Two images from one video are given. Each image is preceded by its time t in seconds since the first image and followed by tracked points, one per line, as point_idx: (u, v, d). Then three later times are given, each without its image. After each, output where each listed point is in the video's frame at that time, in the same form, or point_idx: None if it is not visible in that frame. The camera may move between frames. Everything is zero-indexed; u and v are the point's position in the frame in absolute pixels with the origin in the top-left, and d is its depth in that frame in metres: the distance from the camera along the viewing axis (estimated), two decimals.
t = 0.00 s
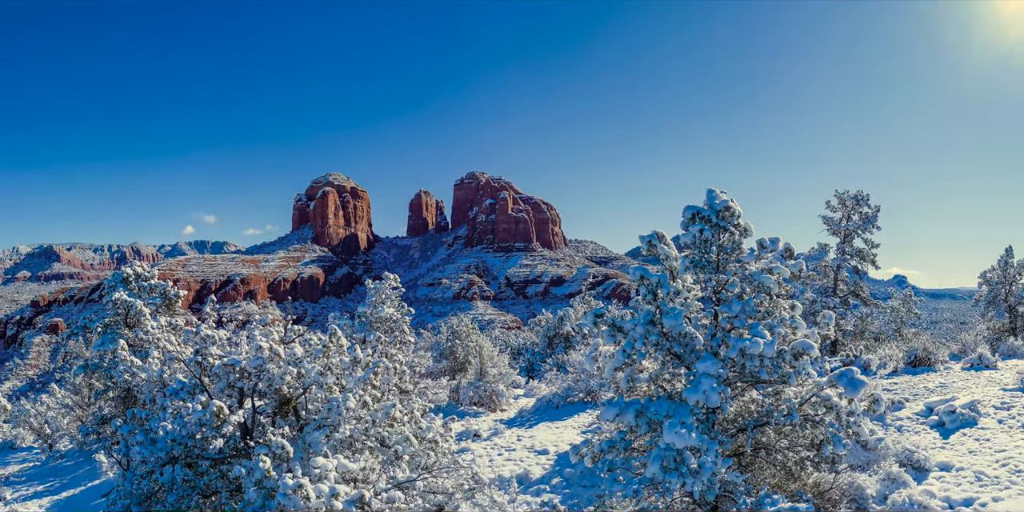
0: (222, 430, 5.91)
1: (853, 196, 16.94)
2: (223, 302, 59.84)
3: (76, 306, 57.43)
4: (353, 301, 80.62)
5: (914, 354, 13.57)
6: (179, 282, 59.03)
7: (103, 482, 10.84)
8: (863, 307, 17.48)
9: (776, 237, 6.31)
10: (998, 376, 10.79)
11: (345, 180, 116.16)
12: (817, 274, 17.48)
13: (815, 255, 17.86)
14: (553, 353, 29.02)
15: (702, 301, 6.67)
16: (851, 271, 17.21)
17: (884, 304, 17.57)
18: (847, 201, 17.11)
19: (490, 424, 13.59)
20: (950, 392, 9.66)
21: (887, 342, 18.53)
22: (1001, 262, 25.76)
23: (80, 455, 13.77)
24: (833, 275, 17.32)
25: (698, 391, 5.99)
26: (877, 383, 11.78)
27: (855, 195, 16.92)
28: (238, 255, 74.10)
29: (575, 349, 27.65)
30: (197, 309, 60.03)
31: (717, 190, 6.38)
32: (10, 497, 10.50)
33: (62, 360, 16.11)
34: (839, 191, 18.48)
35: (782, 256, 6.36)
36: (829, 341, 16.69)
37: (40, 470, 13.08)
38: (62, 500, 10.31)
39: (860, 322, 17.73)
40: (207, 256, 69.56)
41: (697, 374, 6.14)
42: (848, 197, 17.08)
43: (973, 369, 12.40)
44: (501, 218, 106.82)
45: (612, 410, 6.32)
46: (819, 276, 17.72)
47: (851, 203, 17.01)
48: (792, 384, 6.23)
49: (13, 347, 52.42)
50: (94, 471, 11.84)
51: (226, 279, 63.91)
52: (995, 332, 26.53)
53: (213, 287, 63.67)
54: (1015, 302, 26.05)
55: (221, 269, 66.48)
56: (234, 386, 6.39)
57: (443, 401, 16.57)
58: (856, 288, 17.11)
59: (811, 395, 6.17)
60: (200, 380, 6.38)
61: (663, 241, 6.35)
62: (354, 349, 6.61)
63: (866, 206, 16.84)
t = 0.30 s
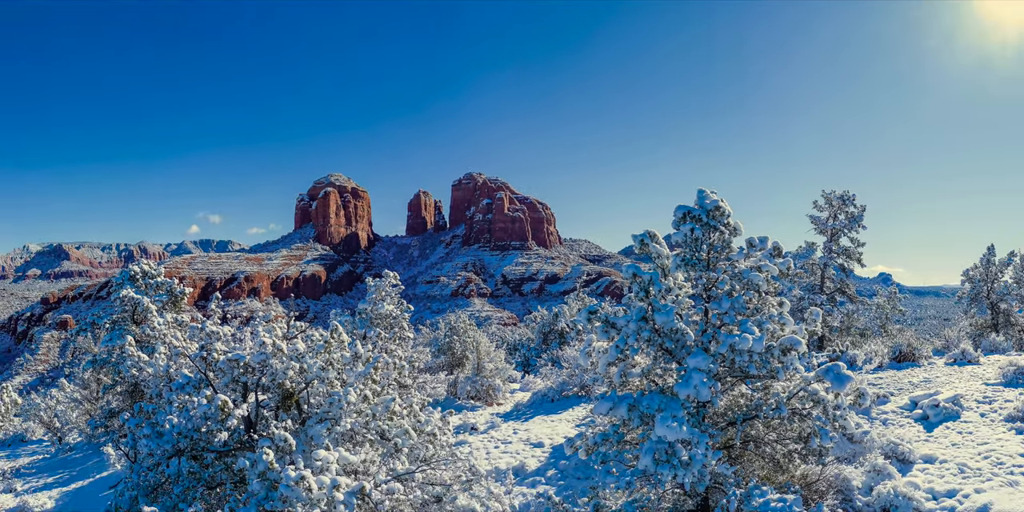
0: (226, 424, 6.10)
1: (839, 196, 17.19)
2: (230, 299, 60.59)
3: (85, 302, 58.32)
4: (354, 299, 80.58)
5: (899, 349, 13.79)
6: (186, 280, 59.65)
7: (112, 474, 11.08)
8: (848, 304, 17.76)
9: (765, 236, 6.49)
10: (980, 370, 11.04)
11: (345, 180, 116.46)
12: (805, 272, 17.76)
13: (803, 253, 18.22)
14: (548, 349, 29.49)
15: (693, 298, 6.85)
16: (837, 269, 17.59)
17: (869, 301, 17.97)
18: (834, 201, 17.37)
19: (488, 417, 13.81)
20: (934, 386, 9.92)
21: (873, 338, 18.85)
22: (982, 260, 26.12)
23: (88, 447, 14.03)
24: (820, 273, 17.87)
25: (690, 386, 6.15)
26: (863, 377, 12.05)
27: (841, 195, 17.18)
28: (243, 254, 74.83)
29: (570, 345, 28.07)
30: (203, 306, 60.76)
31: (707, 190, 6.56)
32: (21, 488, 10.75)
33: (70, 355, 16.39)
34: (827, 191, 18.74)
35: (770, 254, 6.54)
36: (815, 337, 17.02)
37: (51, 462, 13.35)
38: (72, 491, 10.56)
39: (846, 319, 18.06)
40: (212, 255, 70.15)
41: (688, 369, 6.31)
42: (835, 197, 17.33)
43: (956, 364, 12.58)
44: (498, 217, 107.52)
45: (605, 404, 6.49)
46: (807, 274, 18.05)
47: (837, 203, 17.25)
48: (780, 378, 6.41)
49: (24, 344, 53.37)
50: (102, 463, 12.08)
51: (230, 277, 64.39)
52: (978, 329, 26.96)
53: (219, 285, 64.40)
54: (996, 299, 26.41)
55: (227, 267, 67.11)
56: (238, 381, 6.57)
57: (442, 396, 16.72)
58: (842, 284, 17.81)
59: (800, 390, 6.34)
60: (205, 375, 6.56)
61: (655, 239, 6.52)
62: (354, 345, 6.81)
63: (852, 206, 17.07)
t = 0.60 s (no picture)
0: (230, 418, 6.28)
1: (826, 196, 17.37)
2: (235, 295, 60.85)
3: (91, 300, 58.77)
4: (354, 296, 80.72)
5: (884, 345, 14.03)
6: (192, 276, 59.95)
7: (120, 465, 11.31)
8: (835, 301, 18.06)
9: (754, 235, 6.68)
10: (962, 365, 11.29)
11: (345, 179, 116.60)
12: (792, 270, 18.01)
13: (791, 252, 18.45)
14: (543, 344, 29.86)
15: (685, 295, 7.02)
16: (825, 267, 17.83)
17: (855, 298, 18.27)
18: (821, 200, 17.55)
19: (484, 410, 14.02)
20: (918, 380, 10.16)
21: (858, 334, 19.14)
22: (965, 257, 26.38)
23: (96, 440, 14.22)
24: (807, 271, 17.97)
25: (681, 380, 6.32)
26: (850, 372, 12.26)
27: (827, 194, 17.36)
28: (247, 252, 75.17)
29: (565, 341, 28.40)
30: (207, 303, 61.14)
31: (698, 190, 6.74)
32: (31, 480, 10.96)
33: (78, 350, 16.57)
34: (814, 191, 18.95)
35: (760, 253, 6.72)
36: (802, 333, 17.30)
37: (60, 454, 13.56)
38: (81, 483, 10.77)
39: (833, 315, 18.37)
40: (217, 253, 70.43)
41: (680, 364, 6.48)
42: (822, 197, 17.52)
43: (940, 359, 12.75)
44: (496, 216, 107.41)
45: (599, 398, 6.68)
46: (795, 272, 18.30)
47: (824, 203, 17.43)
48: (769, 373, 6.58)
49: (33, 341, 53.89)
50: (110, 455, 12.24)
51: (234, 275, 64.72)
52: (961, 325, 27.20)
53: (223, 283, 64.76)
54: (979, 297, 26.45)
55: (231, 265, 67.45)
56: (242, 376, 6.76)
57: (440, 389, 16.70)
58: (830, 282, 17.92)
59: (788, 385, 6.50)
60: (210, 370, 6.74)
61: (648, 238, 6.70)
62: (355, 341, 6.99)
63: (838, 205, 17.28)
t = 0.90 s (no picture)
0: (235, 412, 6.46)
1: (814, 195, 17.58)
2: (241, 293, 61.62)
3: (99, 297, 59.50)
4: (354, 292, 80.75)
5: (871, 341, 14.27)
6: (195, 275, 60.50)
7: (126, 459, 11.52)
8: (823, 299, 18.25)
9: (744, 234, 6.86)
10: (946, 360, 11.54)
11: (345, 179, 116.93)
12: (782, 268, 18.25)
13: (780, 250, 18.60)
14: (539, 340, 30.19)
15: (677, 292, 7.21)
16: (813, 266, 18.04)
17: (842, 295, 18.49)
18: (809, 200, 17.74)
19: (481, 405, 14.26)
20: (904, 376, 10.41)
21: (845, 331, 19.44)
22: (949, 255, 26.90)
23: (102, 434, 14.47)
24: (796, 269, 18.30)
25: (673, 375, 6.49)
26: (837, 367, 12.52)
27: (816, 194, 17.56)
28: (250, 251, 75.72)
29: (560, 337, 28.73)
30: (214, 300, 61.78)
31: (690, 190, 6.93)
32: (40, 472, 11.15)
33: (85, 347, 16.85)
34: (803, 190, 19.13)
35: (749, 251, 6.91)
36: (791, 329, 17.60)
37: (68, 447, 13.77)
38: (89, 475, 10.97)
39: (821, 312, 18.72)
40: (221, 251, 71.06)
41: (672, 360, 6.65)
42: (810, 197, 17.71)
43: (924, 355, 12.94)
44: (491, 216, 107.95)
45: (593, 393, 6.86)
46: (784, 270, 18.58)
47: (812, 202, 17.64)
48: (758, 368, 6.75)
49: (43, 337, 54.73)
50: (117, 448, 12.47)
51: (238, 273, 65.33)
52: (944, 322, 27.85)
53: (227, 280, 65.30)
54: (963, 293, 27.56)
55: (235, 264, 68.07)
56: (246, 371, 6.94)
57: (438, 384, 16.87)
58: (817, 280, 18.09)
59: (777, 380, 6.68)
60: (215, 365, 6.93)
61: (641, 237, 6.89)
62: (355, 337, 7.18)
63: (826, 205, 17.50)
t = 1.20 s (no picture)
0: (239, 406, 6.66)
1: (802, 195, 17.80)
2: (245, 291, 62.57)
3: (106, 294, 60.21)
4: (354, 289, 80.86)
5: (858, 337, 14.58)
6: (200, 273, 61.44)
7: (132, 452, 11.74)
8: (812, 296, 18.42)
9: (734, 233, 7.06)
10: (931, 356, 11.81)
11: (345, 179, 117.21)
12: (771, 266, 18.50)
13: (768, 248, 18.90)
14: (535, 336, 30.53)
15: (670, 290, 7.39)
16: (801, 264, 18.38)
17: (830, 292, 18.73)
18: (798, 200, 17.96)
19: (478, 399, 14.50)
20: (890, 371, 10.68)
21: (833, 327, 19.76)
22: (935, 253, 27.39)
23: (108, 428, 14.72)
24: (785, 267, 18.65)
25: (665, 371, 6.65)
26: (825, 362, 12.81)
27: (804, 194, 17.78)
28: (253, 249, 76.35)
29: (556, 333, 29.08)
30: (217, 298, 62.19)
31: (682, 191, 7.10)
32: (49, 465, 11.37)
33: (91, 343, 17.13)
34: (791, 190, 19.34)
35: (740, 250, 7.09)
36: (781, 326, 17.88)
37: (76, 441, 14.00)
38: (96, 468, 11.19)
39: (809, 309, 19.08)
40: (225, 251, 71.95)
41: (664, 356, 6.82)
42: (799, 197, 17.92)
43: (910, 351, 13.17)
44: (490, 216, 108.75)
45: (587, 387, 7.03)
46: (774, 268, 18.90)
47: (801, 202, 17.86)
48: (749, 364, 6.92)
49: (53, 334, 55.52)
50: (124, 441, 12.71)
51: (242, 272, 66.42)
52: (931, 319, 28.92)
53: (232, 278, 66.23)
54: (947, 291, 28.72)
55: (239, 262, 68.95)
56: (249, 367, 7.13)
57: (437, 379, 17.10)
58: (806, 278, 18.39)
59: (767, 375, 6.86)
60: (219, 361, 7.11)
61: (633, 236, 7.05)
62: (355, 333, 7.39)
63: (814, 205, 17.72)
